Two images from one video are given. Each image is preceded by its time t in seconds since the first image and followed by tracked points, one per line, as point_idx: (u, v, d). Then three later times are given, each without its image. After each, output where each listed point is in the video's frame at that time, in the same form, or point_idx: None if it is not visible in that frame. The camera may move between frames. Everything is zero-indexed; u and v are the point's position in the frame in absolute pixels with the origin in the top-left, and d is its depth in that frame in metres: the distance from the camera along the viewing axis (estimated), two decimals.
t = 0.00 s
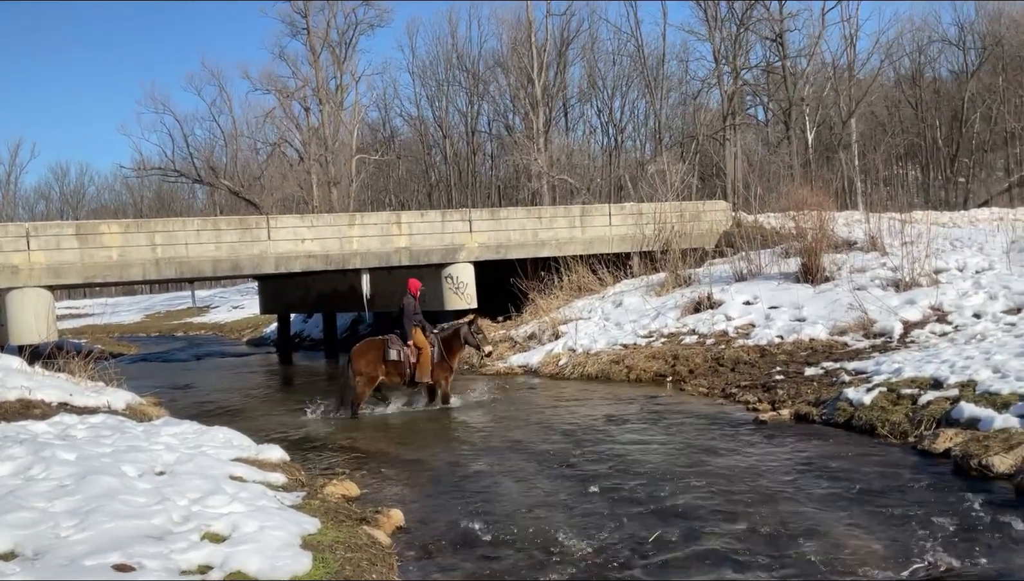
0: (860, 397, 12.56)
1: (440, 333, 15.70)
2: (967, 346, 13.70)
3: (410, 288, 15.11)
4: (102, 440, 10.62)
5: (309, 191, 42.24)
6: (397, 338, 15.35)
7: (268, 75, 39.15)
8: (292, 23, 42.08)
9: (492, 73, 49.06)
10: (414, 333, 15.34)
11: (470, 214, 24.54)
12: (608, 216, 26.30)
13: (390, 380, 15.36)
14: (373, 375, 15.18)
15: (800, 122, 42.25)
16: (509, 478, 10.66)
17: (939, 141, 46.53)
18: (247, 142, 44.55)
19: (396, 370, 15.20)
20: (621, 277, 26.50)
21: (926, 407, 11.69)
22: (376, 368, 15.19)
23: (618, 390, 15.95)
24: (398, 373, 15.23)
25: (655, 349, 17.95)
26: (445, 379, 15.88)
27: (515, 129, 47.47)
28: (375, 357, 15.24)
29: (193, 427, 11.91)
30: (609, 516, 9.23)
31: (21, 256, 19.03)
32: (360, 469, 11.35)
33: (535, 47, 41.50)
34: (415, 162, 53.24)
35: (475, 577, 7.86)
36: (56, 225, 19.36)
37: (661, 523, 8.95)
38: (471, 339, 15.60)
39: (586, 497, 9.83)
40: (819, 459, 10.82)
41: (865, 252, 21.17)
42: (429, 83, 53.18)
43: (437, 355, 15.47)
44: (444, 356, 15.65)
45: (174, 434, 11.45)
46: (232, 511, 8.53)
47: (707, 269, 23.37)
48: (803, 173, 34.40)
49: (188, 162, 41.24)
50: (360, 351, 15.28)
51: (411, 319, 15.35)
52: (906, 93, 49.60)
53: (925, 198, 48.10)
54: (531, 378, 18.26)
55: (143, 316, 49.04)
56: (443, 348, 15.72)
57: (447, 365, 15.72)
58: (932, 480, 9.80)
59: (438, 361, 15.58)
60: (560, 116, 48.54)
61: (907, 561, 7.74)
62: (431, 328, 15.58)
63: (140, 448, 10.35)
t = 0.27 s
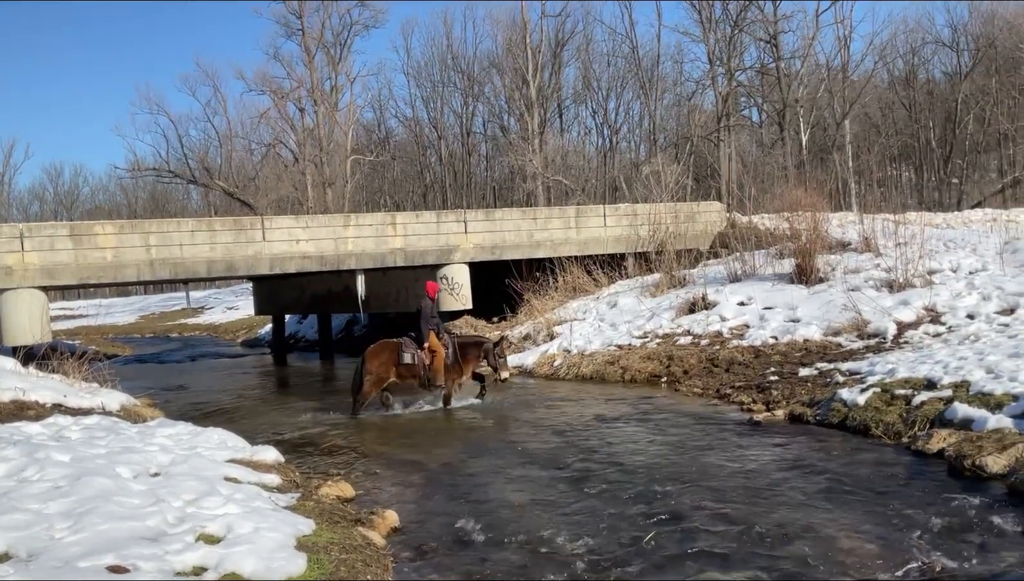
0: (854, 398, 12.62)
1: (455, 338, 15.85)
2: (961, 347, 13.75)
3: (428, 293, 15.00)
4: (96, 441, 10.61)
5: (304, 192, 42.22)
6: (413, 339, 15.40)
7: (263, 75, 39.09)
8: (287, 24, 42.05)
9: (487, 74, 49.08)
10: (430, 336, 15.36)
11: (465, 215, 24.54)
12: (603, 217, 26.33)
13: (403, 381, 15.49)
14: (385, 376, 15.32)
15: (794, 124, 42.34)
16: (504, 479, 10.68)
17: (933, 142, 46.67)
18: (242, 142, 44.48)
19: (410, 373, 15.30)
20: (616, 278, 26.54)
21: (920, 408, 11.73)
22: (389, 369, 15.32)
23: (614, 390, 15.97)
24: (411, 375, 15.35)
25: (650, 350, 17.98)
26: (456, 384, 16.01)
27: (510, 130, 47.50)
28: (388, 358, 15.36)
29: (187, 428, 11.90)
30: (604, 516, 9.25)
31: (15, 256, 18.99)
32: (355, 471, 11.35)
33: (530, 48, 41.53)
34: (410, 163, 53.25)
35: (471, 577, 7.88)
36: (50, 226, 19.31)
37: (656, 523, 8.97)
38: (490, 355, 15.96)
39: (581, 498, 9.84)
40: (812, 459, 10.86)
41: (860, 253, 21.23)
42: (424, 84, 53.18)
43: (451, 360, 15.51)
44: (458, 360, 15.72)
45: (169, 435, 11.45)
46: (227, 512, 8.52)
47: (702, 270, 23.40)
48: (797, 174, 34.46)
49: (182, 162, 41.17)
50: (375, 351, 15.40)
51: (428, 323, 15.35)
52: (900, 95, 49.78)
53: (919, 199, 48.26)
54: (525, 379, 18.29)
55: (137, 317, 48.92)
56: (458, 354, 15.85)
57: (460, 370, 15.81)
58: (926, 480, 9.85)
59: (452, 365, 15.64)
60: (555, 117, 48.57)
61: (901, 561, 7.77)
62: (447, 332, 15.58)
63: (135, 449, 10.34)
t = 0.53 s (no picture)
0: (849, 398, 12.64)
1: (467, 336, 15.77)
2: (955, 347, 13.78)
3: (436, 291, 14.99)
4: (90, 442, 10.59)
5: (299, 192, 42.18)
6: (423, 336, 15.54)
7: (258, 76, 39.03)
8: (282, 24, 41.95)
9: (482, 74, 49.09)
10: (439, 333, 15.38)
11: (460, 215, 24.53)
12: (598, 218, 26.35)
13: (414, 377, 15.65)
14: (396, 371, 15.55)
15: (789, 124, 42.38)
16: (499, 479, 10.68)
17: (927, 143, 46.79)
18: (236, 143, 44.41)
19: (419, 369, 15.43)
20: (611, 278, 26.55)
21: (914, 408, 11.76)
22: (399, 365, 15.53)
23: (609, 391, 15.99)
24: (420, 371, 15.48)
25: (645, 351, 18.00)
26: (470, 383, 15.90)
27: (505, 131, 47.50)
28: (399, 353, 15.60)
29: (182, 429, 11.89)
30: (598, 516, 9.26)
31: (9, 257, 18.93)
32: (350, 471, 11.34)
33: (525, 49, 41.52)
34: (405, 163, 53.23)
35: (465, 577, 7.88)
36: (43, 226, 19.26)
37: (650, 523, 8.97)
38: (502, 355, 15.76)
39: (575, 498, 9.85)
40: (807, 459, 10.87)
41: (854, 253, 21.28)
42: (419, 84, 53.16)
43: (458, 357, 15.45)
44: (468, 359, 15.62)
45: (163, 436, 11.43)
46: (221, 513, 8.51)
47: (697, 270, 23.42)
48: (792, 175, 34.50)
49: (176, 163, 41.09)
50: (386, 347, 15.71)
51: (437, 320, 15.38)
52: (894, 95, 49.89)
53: (913, 199, 48.37)
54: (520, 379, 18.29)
55: (131, 318, 48.82)
56: (469, 352, 15.73)
57: (471, 368, 15.70)
58: (920, 480, 9.87)
59: (461, 363, 15.56)
60: (550, 117, 48.59)
61: (895, 561, 7.78)
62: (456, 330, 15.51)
63: (129, 450, 10.32)
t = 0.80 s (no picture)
0: (841, 397, 12.67)
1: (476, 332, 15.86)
2: (947, 346, 13.83)
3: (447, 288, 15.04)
4: (82, 442, 10.55)
5: (292, 191, 42.12)
6: (431, 332, 15.52)
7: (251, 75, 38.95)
8: (275, 23, 41.85)
9: (475, 74, 49.09)
10: (448, 328, 15.41)
11: (453, 215, 24.51)
12: (591, 217, 26.36)
13: (424, 375, 15.66)
14: (405, 369, 15.53)
15: (782, 123, 42.47)
16: (492, 479, 10.68)
17: (919, 143, 46.93)
18: (230, 142, 44.30)
19: (428, 365, 15.43)
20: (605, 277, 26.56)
21: (907, 407, 11.80)
22: (408, 362, 15.51)
23: (602, 390, 16.00)
24: (430, 367, 15.49)
25: (638, 350, 18.02)
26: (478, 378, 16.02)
27: (498, 130, 47.51)
28: (408, 351, 15.57)
29: (174, 429, 11.85)
30: (592, 515, 9.26)
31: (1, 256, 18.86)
32: (343, 471, 11.33)
33: (519, 48, 41.53)
34: (399, 163, 53.19)
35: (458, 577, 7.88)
36: (35, 226, 19.18)
37: (643, 523, 8.98)
38: (510, 350, 16.02)
39: (569, 498, 9.84)
40: (799, 459, 10.89)
41: (847, 253, 21.31)
42: (412, 83, 53.12)
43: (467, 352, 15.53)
44: (477, 354, 15.73)
45: (156, 436, 11.40)
46: (214, 513, 8.49)
47: (690, 269, 23.43)
48: (785, 175, 34.57)
49: (169, 162, 40.97)
50: (395, 345, 15.67)
51: (446, 316, 15.40)
52: (887, 95, 50.05)
53: (906, 199, 48.51)
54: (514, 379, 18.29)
55: (124, 317, 48.66)
56: (477, 347, 15.85)
57: (480, 363, 15.79)
58: (912, 479, 9.89)
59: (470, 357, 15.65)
60: (544, 117, 48.61)
61: (887, 560, 7.80)
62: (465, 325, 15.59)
63: (121, 450, 10.29)
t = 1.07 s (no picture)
0: (832, 395, 12.72)
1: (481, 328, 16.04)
2: (938, 344, 13.89)
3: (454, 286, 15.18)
4: (73, 441, 10.51)
5: (284, 189, 41.99)
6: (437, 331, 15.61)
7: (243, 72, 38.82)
8: (267, 20, 41.69)
9: (468, 72, 49.03)
10: (454, 326, 15.56)
11: (446, 213, 24.48)
12: (584, 216, 26.37)
13: (433, 374, 15.64)
14: (415, 370, 15.45)
15: (774, 122, 42.51)
16: (484, 477, 10.68)
17: (911, 141, 47.07)
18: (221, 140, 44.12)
19: (437, 364, 15.49)
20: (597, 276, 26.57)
21: (897, 405, 11.85)
22: (418, 363, 15.43)
23: (594, 388, 16.02)
24: (439, 366, 15.53)
25: (630, 348, 18.05)
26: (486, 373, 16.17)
27: (491, 128, 47.45)
28: (416, 352, 15.50)
29: (165, 428, 11.82)
30: (583, 514, 9.27)
31: None
32: (335, 470, 11.31)
33: (511, 46, 41.47)
34: (391, 161, 53.10)
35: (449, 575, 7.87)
36: (24, 224, 19.09)
37: (635, 520, 8.99)
38: (519, 341, 16.07)
39: (560, 496, 9.86)
40: (790, 457, 10.92)
41: (838, 251, 21.38)
42: (405, 81, 53.02)
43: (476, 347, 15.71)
44: (485, 348, 15.93)
45: (146, 434, 11.36)
46: (205, 512, 8.47)
47: (682, 268, 23.46)
48: (777, 173, 34.64)
49: (160, 160, 40.80)
50: (402, 347, 15.47)
51: (451, 314, 15.55)
52: (878, 94, 50.17)
53: (897, 197, 48.64)
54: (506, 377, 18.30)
55: (114, 316, 48.43)
56: (484, 342, 16.02)
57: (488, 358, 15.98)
58: (902, 477, 9.93)
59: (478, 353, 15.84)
60: (536, 115, 48.57)
61: (877, 557, 7.83)
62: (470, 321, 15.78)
63: (112, 449, 10.26)
